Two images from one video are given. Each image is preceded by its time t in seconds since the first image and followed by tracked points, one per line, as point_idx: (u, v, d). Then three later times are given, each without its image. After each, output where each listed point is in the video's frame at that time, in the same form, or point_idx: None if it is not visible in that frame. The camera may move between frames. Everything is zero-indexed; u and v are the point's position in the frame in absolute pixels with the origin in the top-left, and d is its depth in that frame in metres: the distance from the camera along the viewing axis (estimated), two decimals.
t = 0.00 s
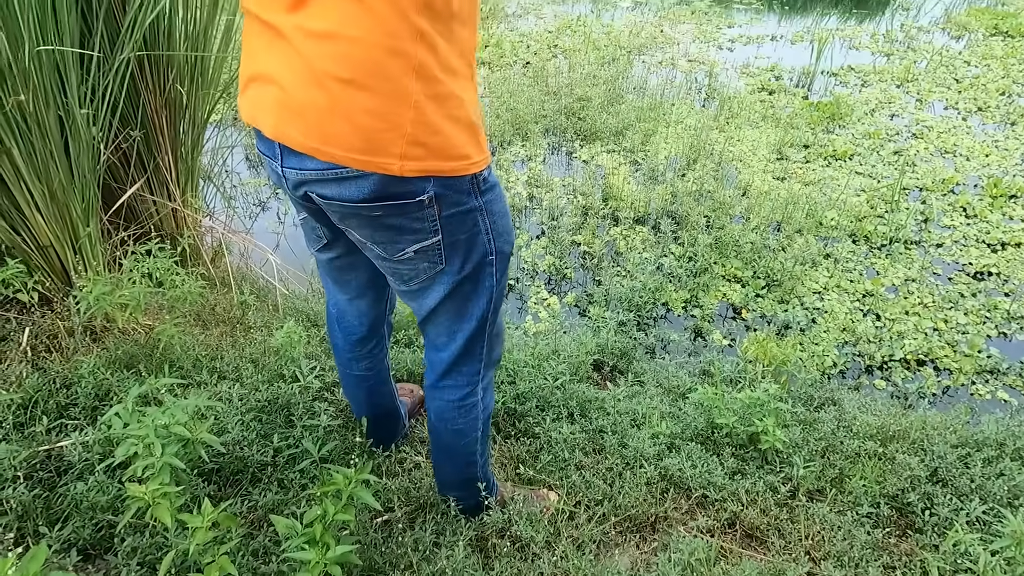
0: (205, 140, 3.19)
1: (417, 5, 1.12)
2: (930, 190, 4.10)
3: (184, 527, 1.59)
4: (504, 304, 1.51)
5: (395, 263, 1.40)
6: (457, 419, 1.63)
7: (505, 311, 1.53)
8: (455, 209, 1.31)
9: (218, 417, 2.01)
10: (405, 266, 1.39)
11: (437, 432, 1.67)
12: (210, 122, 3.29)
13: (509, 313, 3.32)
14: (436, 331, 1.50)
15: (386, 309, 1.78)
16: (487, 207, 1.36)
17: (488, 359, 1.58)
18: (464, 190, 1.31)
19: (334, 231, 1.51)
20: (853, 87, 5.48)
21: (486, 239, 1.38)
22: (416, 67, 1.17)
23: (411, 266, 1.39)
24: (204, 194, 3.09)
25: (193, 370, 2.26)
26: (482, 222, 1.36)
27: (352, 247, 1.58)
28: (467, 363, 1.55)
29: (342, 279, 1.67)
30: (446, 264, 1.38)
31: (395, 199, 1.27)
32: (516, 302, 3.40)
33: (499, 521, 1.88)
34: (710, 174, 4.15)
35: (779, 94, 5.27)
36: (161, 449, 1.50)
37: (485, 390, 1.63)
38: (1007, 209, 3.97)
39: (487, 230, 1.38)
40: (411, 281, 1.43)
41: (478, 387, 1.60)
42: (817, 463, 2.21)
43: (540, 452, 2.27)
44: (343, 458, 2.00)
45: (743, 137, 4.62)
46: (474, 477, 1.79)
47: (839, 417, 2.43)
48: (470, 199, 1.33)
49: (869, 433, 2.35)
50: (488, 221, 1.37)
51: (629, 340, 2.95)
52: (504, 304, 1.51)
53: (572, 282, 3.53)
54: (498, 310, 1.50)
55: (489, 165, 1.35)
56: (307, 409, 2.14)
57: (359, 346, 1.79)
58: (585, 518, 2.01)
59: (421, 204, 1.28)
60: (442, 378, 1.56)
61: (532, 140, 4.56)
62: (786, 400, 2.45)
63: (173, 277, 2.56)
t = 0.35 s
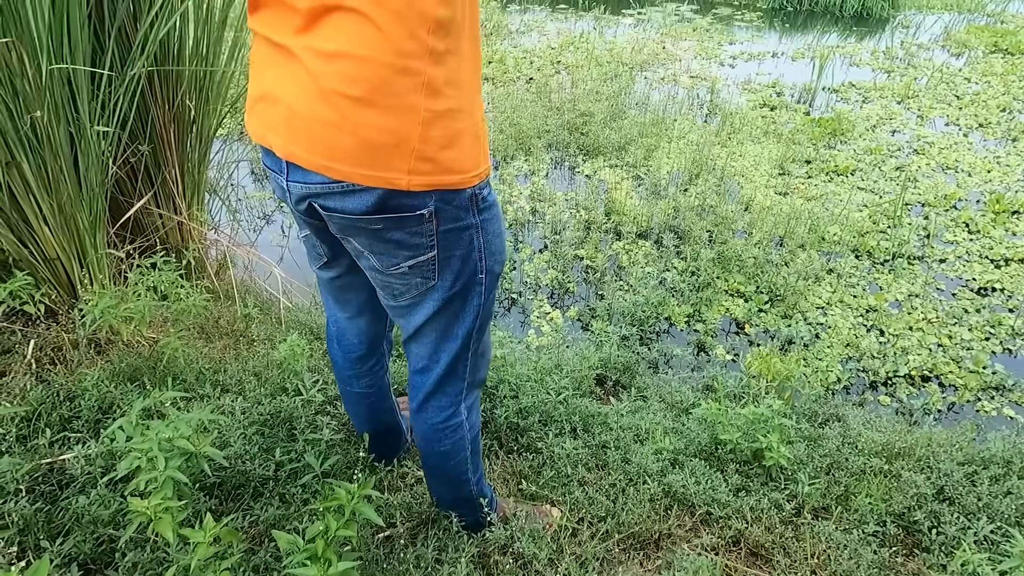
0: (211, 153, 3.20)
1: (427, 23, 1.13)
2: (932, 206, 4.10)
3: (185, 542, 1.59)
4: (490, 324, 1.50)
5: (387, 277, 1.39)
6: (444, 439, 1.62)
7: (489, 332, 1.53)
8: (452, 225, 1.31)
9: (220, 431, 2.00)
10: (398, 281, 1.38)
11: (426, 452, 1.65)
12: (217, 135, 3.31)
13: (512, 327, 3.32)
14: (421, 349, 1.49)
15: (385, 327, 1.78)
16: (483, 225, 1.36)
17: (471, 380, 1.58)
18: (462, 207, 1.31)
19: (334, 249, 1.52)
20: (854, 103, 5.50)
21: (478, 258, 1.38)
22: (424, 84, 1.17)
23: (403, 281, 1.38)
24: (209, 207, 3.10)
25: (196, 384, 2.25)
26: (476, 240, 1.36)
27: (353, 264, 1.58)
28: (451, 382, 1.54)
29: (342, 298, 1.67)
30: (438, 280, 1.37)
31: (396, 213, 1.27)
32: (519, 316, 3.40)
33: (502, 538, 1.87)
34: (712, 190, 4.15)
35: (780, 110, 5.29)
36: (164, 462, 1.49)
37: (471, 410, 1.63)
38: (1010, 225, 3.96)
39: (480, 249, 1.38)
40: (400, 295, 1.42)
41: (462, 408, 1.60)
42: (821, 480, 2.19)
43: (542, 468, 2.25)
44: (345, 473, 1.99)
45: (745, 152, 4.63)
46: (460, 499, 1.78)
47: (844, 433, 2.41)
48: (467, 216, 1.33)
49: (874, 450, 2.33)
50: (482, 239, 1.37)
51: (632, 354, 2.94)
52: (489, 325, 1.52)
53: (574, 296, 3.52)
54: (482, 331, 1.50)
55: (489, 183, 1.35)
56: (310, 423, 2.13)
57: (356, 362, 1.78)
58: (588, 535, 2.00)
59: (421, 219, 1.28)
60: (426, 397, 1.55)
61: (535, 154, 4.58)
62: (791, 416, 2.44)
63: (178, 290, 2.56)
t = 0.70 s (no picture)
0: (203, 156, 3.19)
1: (413, 21, 1.13)
2: (922, 205, 4.12)
3: (178, 547, 1.57)
4: (481, 328, 1.50)
5: (376, 281, 1.38)
6: (434, 445, 1.61)
7: (481, 336, 1.52)
8: (441, 227, 1.31)
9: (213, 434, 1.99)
10: (386, 284, 1.38)
11: (417, 456, 1.65)
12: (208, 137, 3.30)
13: (507, 328, 3.32)
14: (411, 353, 1.48)
15: (377, 331, 1.77)
16: (472, 228, 1.35)
17: (463, 384, 1.57)
18: (450, 210, 1.30)
19: (323, 253, 1.51)
20: (845, 104, 5.52)
21: (468, 261, 1.38)
22: (412, 83, 1.17)
23: (392, 285, 1.37)
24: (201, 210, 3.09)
25: (189, 387, 2.24)
26: (466, 243, 1.36)
27: (343, 269, 1.57)
28: (442, 386, 1.53)
29: (332, 302, 1.66)
30: (427, 284, 1.37)
31: (384, 215, 1.26)
32: (514, 317, 3.40)
33: (497, 539, 1.86)
34: (705, 190, 4.15)
35: (771, 111, 5.30)
36: (156, 466, 1.48)
37: (462, 414, 1.62)
38: (999, 224, 3.99)
39: (470, 252, 1.37)
40: (389, 299, 1.41)
41: (453, 413, 1.59)
42: (816, 478, 2.20)
43: (538, 468, 2.24)
44: (340, 476, 1.98)
45: (737, 153, 4.64)
46: (454, 502, 1.78)
47: (838, 431, 2.42)
48: (457, 219, 1.32)
49: (868, 448, 2.33)
50: (472, 243, 1.37)
51: (626, 354, 2.94)
52: (481, 329, 1.50)
53: (569, 296, 3.52)
54: (472, 336, 1.49)
55: (479, 186, 1.34)
56: (304, 426, 2.12)
57: (346, 367, 1.77)
58: (584, 535, 1.99)
59: (409, 222, 1.27)
60: (417, 401, 1.54)
61: (528, 156, 4.58)
62: (785, 415, 2.44)
63: (170, 293, 2.55)
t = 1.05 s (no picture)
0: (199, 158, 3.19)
1: (410, 22, 1.12)
2: (918, 206, 4.13)
3: (174, 550, 1.57)
4: (477, 328, 1.50)
5: (372, 280, 1.37)
6: (431, 446, 1.61)
7: (477, 337, 1.52)
8: (438, 227, 1.31)
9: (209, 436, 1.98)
10: (383, 284, 1.37)
11: (414, 457, 1.65)
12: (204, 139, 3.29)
13: (504, 330, 3.32)
14: (407, 353, 1.48)
15: (374, 332, 1.77)
16: (469, 228, 1.35)
17: (460, 385, 1.57)
18: (447, 209, 1.30)
19: (320, 253, 1.50)
20: (840, 105, 5.54)
21: (464, 261, 1.38)
22: (410, 83, 1.17)
23: (389, 285, 1.37)
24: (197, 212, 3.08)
25: (185, 390, 2.23)
26: (462, 243, 1.36)
27: (340, 269, 1.57)
28: (438, 386, 1.53)
29: (329, 303, 1.65)
30: (423, 284, 1.37)
31: (381, 215, 1.26)
32: (511, 318, 3.40)
33: (495, 541, 1.86)
34: (701, 191, 4.15)
35: (767, 112, 5.31)
36: (152, 469, 1.48)
37: (458, 415, 1.62)
38: (994, 225, 4.00)
39: (466, 252, 1.37)
40: (385, 299, 1.40)
41: (450, 414, 1.59)
42: (813, 478, 2.20)
43: (536, 470, 2.24)
44: (337, 479, 1.97)
45: (734, 154, 4.65)
46: (452, 504, 1.78)
47: (835, 432, 2.42)
48: (453, 219, 1.32)
49: (865, 448, 2.34)
50: (468, 242, 1.37)
51: (624, 355, 2.94)
52: (478, 329, 1.50)
53: (566, 297, 3.52)
54: (469, 336, 1.49)
55: (475, 186, 1.34)
56: (300, 429, 2.11)
57: (344, 367, 1.76)
58: (582, 537, 1.99)
59: (406, 221, 1.27)
60: (413, 402, 1.54)
61: (525, 157, 4.57)
62: (782, 415, 2.44)
63: (166, 295, 2.54)
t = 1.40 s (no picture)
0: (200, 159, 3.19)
1: (415, 23, 1.13)
2: (919, 207, 4.13)
3: (175, 551, 1.57)
4: (478, 326, 1.50)
5: (374, 277, 1.37)
6: (432, 444, 1.61)
7: (478, 335, 1.52)
8: (440, 225, 1.31)
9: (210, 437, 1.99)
10: (385, 281, 1.37)
11: (416, 456, 1.64)
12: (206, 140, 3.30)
13: (505, 331, 3.31)
14: (409, 351, 1.48)
15: (375, 330, 1.77)
16: (470, 225, 1.35)
17: (460, 383, 1.57)
18: (449, 207, 1.31)
19: (322, 251, 1.50)
20: (841, 106, 5.53)
21: (465, 259, 1.38)
22: (415, 83, 1.17)
23: (391, 282, 1.37)
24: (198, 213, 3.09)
25: (186, 390, 2.23)
26: (464, 240, 1.36)
27: (342, 267, 1.57)
28: (439, 384, 1.53)
29: (331, 301, 1.65)
30: (425, 281, 1.36)
31: (384, 213, 1.26)
32: (512, 319, 3.40)
33: (495, 542, 1.86)
34: (702, 192, 4.15)
35: (768, 114, 5.31)
36: (153, 469, 1.48)
37: (459, 414, 1.62)
38: (996, 226, 3.99)
39: (467, 249, 1.37)
40: (388, 297, 1.40)
41: (450, 412, 1.59)
42: (813, 480, 2.20)
43: (536, 471, 2.24)
44: (338, 479, 1.97)
45: (734, 155, 4.65)
46: (453, 503, 1.77)
47: (835, 434, 2.41)
48: (455, 217, 1.32)
49: (866, 449, 2.33)
50: (469, 240, 1.37)
51: (625, 356, 2.94)
52: (478, 327, 1.51)
53: (566, 298, 3.52)
54: (469, 334, 1.49)
55: (477, 184, 1.35)
56: (301, 429, 2.11)
57: (345, 365, 1.76)
58: (582, 538, 1.98)
59: (409, 218, 1.27)
60: (414, 400, 1.54)
61: (526, 158, 4.57)
62: (783, 417, 2.44)
63: (167, 296, 2.54)
